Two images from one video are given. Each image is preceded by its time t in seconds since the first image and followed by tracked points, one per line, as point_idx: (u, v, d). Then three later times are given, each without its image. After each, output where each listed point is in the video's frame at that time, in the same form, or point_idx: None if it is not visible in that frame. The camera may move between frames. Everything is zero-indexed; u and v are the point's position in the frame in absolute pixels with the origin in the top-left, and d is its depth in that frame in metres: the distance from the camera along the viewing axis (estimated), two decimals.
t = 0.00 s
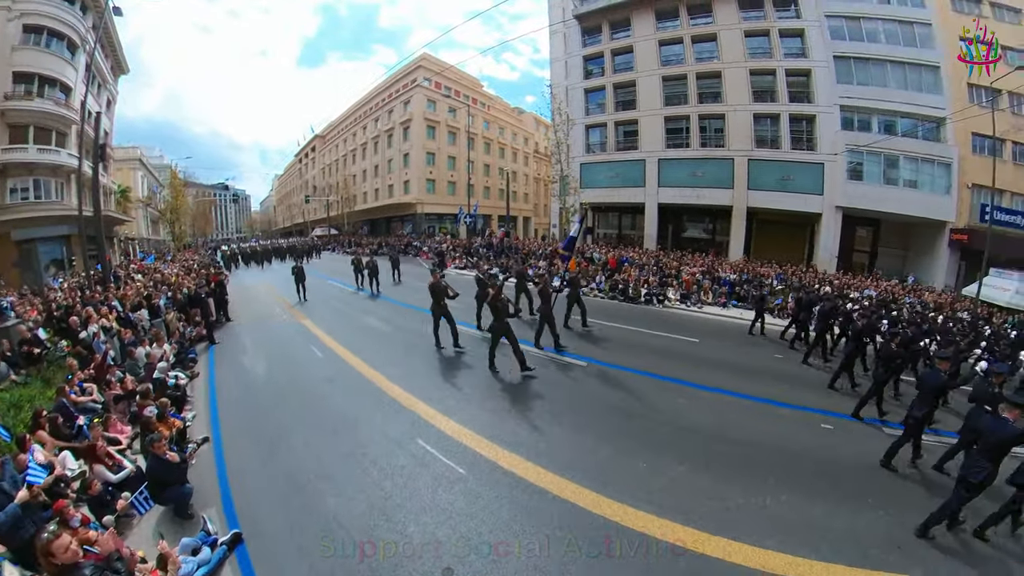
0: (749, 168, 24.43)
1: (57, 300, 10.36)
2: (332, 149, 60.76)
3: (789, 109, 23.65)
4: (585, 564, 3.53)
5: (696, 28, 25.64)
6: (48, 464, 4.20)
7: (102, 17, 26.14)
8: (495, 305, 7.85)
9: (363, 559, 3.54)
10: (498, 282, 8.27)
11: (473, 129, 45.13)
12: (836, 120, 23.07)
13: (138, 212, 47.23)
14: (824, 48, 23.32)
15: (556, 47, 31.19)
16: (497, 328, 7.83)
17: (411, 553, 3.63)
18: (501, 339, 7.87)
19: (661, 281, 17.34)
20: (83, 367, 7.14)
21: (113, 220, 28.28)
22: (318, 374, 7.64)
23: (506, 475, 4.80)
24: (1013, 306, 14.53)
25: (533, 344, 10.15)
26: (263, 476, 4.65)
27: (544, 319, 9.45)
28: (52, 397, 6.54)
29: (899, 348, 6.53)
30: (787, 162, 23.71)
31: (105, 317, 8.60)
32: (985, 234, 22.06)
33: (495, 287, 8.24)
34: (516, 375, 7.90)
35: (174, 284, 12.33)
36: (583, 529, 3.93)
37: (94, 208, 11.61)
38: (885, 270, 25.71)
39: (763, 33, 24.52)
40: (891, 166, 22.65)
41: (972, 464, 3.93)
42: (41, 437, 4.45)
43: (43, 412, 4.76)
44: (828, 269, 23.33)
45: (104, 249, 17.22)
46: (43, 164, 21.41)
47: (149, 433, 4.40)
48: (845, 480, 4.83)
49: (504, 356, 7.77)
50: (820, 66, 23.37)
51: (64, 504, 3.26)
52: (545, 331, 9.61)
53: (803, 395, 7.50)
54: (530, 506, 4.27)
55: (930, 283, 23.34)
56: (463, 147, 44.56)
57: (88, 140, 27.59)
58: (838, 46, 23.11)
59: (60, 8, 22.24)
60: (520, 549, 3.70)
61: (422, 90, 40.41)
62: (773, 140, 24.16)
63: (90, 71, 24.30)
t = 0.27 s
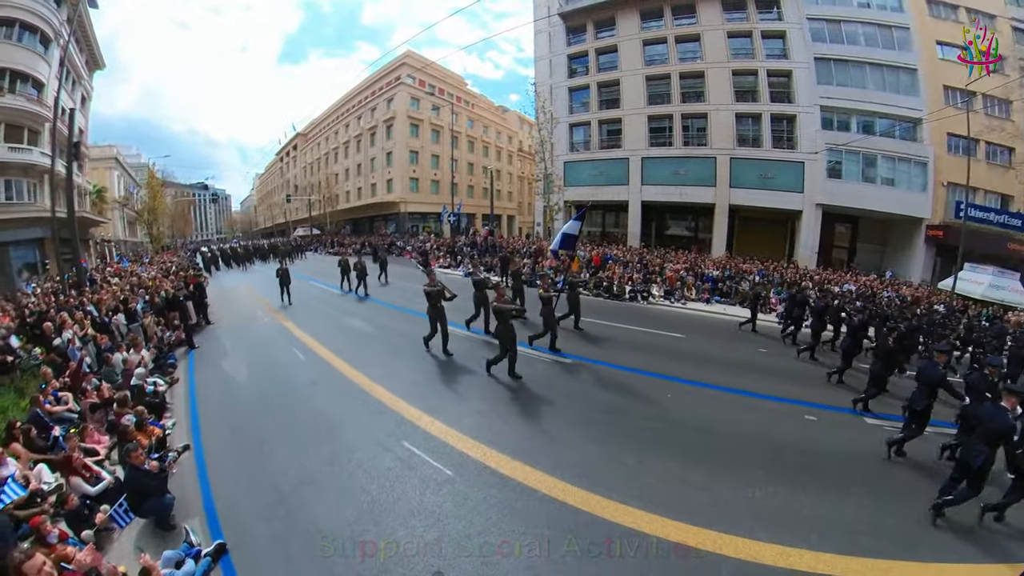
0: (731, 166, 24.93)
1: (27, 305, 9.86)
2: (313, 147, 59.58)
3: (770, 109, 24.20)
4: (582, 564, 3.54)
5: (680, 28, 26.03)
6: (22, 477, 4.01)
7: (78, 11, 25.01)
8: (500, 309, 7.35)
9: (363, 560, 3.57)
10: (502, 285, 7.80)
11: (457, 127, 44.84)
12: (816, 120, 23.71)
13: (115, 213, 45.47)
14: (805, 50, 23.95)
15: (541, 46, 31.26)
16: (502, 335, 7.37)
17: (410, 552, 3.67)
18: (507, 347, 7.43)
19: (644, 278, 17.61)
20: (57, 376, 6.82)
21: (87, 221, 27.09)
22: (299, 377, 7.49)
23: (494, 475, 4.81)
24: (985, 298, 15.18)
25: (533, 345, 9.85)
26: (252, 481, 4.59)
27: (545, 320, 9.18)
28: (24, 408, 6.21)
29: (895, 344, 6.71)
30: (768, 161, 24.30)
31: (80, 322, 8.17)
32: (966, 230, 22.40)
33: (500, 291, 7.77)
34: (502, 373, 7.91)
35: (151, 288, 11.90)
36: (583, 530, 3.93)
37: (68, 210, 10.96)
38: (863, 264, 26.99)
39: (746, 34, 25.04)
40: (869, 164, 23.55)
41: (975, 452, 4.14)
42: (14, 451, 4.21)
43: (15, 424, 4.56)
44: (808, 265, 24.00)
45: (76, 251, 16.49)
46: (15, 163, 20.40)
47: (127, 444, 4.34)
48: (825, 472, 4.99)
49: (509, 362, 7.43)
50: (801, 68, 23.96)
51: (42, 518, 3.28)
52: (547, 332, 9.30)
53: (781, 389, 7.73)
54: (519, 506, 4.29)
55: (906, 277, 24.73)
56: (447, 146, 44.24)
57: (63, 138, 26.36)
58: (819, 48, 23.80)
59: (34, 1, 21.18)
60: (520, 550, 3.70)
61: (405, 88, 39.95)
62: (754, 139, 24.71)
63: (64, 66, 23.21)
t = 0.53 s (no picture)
0: (713, 165, 25.40)
1: None
2: (295, 145, 58.33)
3: (752, 108, 24.71)
4: (581, 566, 3.54)
5: (664, 28, 26.39)
6: None
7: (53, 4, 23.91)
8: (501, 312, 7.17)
9: (363, 560, 3.59)
10: (505, 288, 7.55)
11: (440, 125, 44.47)
12: (796, 120, 24.28)
13: (90, 214, 43.65)
14: (786, 50, 24.51)
15: (525, 44, 31.30)
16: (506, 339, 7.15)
17: (411, 552, 3.68)
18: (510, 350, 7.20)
19: (628, 275, 17.85)
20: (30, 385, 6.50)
21: (60, 223, 25.90)
22: (281, 381, 7.32)
23: (482, 476, 4.80)
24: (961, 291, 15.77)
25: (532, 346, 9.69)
26: (238, 487, 4.50)
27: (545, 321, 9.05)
28: None
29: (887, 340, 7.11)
30: (750, 159, 24.82)
31: (53, 328, 7.80)
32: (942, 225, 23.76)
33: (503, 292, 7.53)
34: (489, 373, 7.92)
35: (128, 291, 11.45)
36: (585, 531, 3.92)
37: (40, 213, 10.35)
38: (842, 260, 27.99)
39: (729, 34, 25.45)
40: (847, 163, 24.34)
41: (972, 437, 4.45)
42: None
43: None
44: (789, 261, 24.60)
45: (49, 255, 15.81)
46: None
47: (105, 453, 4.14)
48: (805, 464, 5.18)
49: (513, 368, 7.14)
50: (782, 68, 24.54)
51: (18, 535, 3.12)
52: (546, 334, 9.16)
53: (760, 385, 7.94)
54: (508, 505, 4.30)
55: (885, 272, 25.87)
56: (430, 144, 43.81)
57: (35, 136, 25.11)
58: (800, 49, 24.39)
59: None
60: (519, 551, 3.70)
61: (388, 85, 39.44)
62: (736, 138, 25.21)
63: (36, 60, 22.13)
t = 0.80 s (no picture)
0: (696, 164, 25.80)
1: None
2: (276, 144, 57.00)
3: (734, 108, 25.21)
4: (581, 565, 3.54)
5: (648, 29, 26.74)
6: None
7: None
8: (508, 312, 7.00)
9: (363, 560, 3.58)
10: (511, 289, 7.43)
11: (424, 123, 44.05)
12: (777, 120, 24.88)
13: (65, 216, 41.80)
14: (768, 52, 25.12)
15: (510, 43, 31.32)
16: (510, 340, 6.97)
17: (410, 553, 3.67)
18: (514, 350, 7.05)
19: (612, 273, 18.08)
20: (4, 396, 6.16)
21: (35, 226, 24.71)
22: (266, 385, 7.14)
23: (473, 476, 4.78)
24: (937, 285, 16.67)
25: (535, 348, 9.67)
26: (223, 494, 4.38)
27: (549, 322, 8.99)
28: None
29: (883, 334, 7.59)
30: (733, 158, 25.29)
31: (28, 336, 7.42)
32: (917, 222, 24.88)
33: (509, 294, 7.39)
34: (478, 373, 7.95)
35: (105, 296, 10.99)
36: (584, 530, 3.93)
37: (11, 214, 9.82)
38: (822, 256, 28.80)
39: (712, 36, 26.05)
40: (827, 163, 25.05)
41: (971, 428, 4.80)
42: None
43: None
44: (771, 258, 25.19)
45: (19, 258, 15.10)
46: None
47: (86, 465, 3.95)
48: (789, 456, 5.32)
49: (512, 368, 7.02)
50: (764, 70, 25.10)
51: None
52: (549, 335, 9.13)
53: (741, 380, 8.15)
54: (498, 505, 4.29)
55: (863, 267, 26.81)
56: (414, 143, 43.32)
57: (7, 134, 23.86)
58: (781, 51, 25.03)
59: None
60: (520, 550, 3.70)
61: (372, 83, 38.91)
62: (718, 137, 25.70)
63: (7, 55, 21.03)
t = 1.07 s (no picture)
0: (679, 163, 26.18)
1: None
2: (256, 143, 55.55)
3: (716, 108, 25.67)
4: (583, 563, 3.53)
5: (632, 29, 27.02)
6: None
7: None
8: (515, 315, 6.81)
9: (364, 560, 3.57)
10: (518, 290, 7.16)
11: (407, 122, 43.56)
12: (758, 120, 25.46)
13: (38, 219, 40.02)
14: (749, 54, 25.70)
15: (495, 41, 31.31)
16: (515, 343, 6.84)
17: (410, 553, 3.66)
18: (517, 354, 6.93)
19: (596, 271, 18.25)
20: None
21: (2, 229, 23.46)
22: (252, 389, 6.97)
23: (464, 475, 4.78)
24: (914, 280, 17.85)
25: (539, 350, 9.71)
26: (211, 501, 4.27)
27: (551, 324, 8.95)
28: None
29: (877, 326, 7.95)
30: (715, 157, 25.77)
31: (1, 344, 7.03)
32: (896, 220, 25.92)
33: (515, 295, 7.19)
34: (466, 372, 8.01)
35: (81, 301, 10.52)
36: (585, 529, 3.93)
37: None
38: (802, 253, 29.63)
39: (695, 37, 26.50)
40: (807, 162, 25.81)
41: (961, 416, 5.07)
42: None
43: None
44: (752, 254, 25.81)
45: None
46: None
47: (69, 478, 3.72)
48: (772, 450, 5.51)
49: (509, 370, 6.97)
50: (746, 71, 25.66)
51: None
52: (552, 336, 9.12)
53: (723, 376, 8.38)
54: (491, 503, 4.30)
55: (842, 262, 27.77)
56: (397, 142, 42.78)
57: None
58: (762, 53, 25.68)
59: None
60: (521, 549, 3.70)
61: (354, 81, 38.32)
62: (700, 137, 26.17)
63: None
